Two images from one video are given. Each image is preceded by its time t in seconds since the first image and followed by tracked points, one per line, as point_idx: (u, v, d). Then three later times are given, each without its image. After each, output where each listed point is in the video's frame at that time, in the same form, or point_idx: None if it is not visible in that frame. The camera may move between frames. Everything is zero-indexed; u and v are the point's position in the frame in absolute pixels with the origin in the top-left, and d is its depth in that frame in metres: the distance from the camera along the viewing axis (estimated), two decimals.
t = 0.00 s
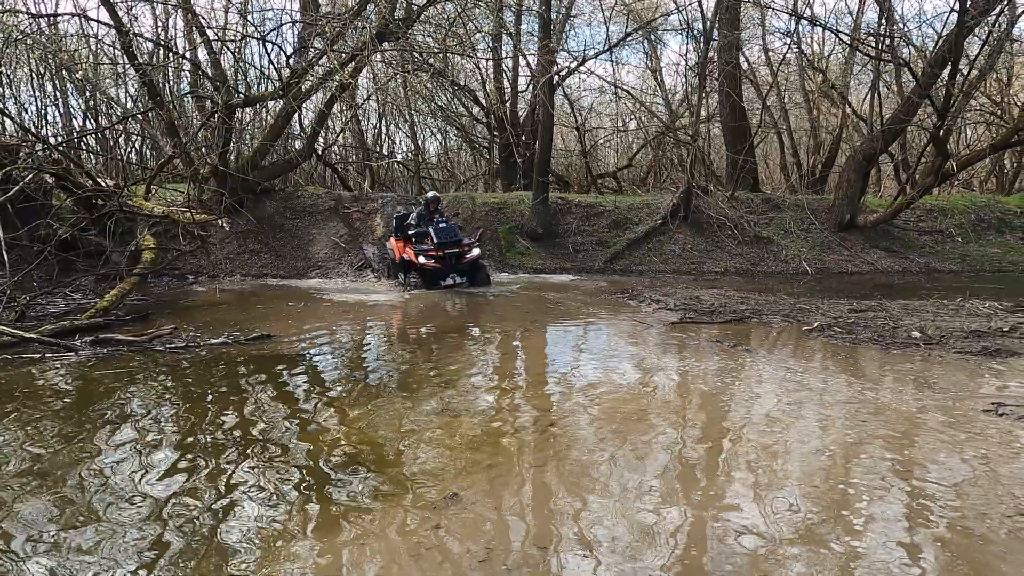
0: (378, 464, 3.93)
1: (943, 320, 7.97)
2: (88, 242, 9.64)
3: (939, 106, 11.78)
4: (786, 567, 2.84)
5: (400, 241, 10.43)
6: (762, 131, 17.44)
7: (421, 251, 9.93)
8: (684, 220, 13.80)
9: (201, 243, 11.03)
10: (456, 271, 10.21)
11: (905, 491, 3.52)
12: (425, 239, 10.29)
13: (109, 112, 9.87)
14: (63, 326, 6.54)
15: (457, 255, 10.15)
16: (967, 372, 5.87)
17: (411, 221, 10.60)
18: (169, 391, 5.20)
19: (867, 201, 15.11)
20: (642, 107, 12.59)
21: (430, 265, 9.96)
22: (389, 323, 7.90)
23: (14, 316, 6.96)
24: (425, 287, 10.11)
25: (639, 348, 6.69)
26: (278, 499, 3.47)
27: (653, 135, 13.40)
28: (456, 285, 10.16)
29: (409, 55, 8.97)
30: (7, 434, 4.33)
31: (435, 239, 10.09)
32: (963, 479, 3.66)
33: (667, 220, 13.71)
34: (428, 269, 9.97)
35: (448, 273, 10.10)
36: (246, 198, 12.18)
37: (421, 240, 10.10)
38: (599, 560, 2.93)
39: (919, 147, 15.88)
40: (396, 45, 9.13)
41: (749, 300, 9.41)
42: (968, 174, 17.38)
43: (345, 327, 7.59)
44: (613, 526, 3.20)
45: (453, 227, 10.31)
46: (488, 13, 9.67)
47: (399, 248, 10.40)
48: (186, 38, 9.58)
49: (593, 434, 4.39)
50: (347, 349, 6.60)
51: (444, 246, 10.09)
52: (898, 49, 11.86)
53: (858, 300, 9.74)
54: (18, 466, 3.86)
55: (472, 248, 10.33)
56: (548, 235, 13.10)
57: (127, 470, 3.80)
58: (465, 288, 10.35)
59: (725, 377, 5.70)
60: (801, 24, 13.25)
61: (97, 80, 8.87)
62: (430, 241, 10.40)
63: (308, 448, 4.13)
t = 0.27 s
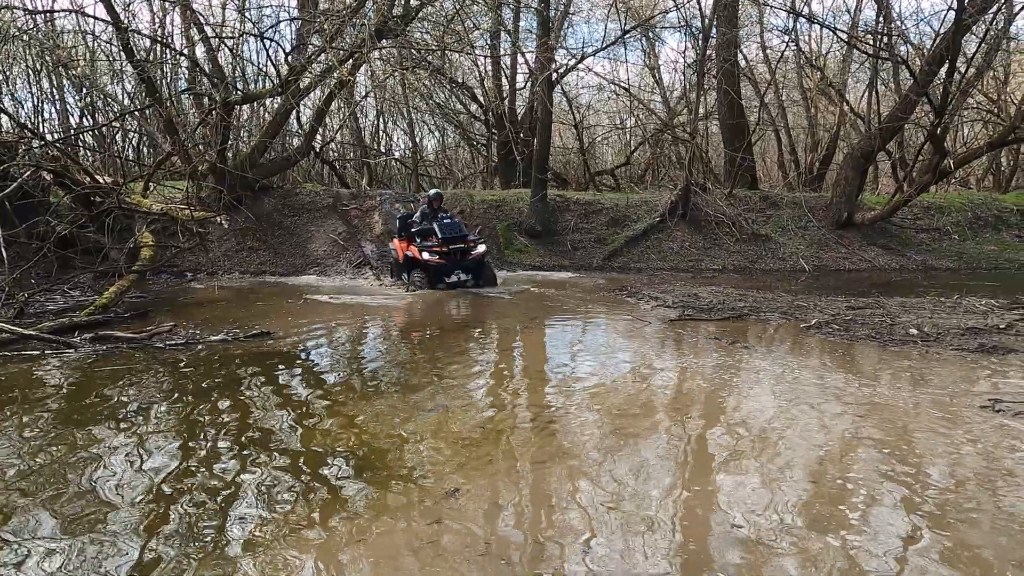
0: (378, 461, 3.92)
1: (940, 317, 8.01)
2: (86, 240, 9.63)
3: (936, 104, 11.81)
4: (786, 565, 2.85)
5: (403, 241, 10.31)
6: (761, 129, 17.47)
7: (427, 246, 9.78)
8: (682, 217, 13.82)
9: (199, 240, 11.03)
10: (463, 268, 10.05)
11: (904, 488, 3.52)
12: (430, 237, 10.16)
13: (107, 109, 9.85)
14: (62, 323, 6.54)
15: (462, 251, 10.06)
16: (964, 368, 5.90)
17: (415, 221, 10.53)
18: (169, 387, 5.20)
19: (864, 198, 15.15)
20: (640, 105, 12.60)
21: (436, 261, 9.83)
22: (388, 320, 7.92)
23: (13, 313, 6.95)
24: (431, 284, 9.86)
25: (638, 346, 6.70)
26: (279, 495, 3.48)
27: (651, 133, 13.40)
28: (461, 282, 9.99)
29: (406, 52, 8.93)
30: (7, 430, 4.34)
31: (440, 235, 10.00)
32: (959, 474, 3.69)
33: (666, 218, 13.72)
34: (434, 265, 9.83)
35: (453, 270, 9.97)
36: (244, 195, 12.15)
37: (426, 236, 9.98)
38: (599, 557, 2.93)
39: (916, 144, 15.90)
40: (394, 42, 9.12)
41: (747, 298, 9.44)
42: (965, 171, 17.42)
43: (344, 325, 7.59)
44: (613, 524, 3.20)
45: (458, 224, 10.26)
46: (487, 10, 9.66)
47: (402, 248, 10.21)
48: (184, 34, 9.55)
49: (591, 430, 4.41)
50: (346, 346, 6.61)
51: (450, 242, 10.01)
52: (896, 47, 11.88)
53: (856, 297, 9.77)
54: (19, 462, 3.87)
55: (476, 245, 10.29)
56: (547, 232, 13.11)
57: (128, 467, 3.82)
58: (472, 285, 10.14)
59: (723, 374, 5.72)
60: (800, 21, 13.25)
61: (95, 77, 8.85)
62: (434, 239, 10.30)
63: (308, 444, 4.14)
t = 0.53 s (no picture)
0: (373, 457, 3.96)
1: (930, 313, 8.09)
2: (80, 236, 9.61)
3: (929, 102, 11.89)
4: (774, 558, 2.90)
5: (405, 238, 9.92)
6: (755, 126, 17.53)
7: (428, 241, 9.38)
8: (676, 214, 13.88)
9: (194, 237, 11.01)
10: (466, 265, 9.62)
11: (893, 484, 3.57)
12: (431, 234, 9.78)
13: (101, 105, 9.82)
14: (57, 320, 6.54)
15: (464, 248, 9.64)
16: (953, 364, 5.97)
17: (416, 218, 10.14)
18: (164, 384, 5.22)
19: (857, 196, 15.24)
20: (635, 102, 12.64)
21: (437, 257, 9.40)
22: (383, 316, 7.94)
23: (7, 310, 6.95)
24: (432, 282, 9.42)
25: (631, 342, 6.75)
26: (275, 491, 3.52)
27: (646, 129, 13.44)
28: (464, 280, 9.55)
29: (401, 48, 8.86)
30: (2, 427, 4.35)
31: (441, 231, 9.62)
32: (947, 468, 3.75)
33: (660, 215, 13.78)
34: (435, 261, 9.40)
35: (455, 267, 9.53)
36: (239, 191, 12.14)
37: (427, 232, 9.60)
38: (592, 552, 2.97)
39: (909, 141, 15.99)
40: (389, 38, 9.12)
41: (739, 294, 9.50)
42: (957, 169, 17.54)
43: (339, 321, 7.62)
44: (606, 520, 3.24)
45: (460, 221, 9.88)
46: (482, 7, 9.67)
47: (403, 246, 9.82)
48: (178, 30, 9.52)
49: (585, 425, 4.45)
50: (341, 343, 6.63)
51: (451, 238, 9.61)
52: (889, 45, 11.94)
53: (848, 293, 9.85)
54: (15, 459, 3.89)
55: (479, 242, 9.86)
56: (541, 229, 13.15)
57: (124, 463, 3.84)
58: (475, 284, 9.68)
59: (715, 370, 5.78)
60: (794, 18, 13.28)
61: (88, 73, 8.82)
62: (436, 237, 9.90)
63: (303, 440, 4.18)
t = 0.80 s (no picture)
0: (364, 455, 3.99)
1: (914, 309, 8.22)
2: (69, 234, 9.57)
3: (914, 101, 12.04)
4: (759, 552, 2.96)
5: (401, 238, 9.77)
6: (745, 124, 17.67)
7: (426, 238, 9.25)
8: (665, 212, 13.97)
9: (183, 235, 10.99)
10: (464, 262, 9.46)
11: (875, 478, 3.65)
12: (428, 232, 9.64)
13: (89, 102, 9.77)
14: (45, 317, 6.53)
15: (462, 245, 9.49)
16: (935, 360, 6.08)
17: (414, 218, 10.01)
18: (154, 381, 5.24)
19: (845, 193, 15.40)
20: (625, 99, 12.72)
21: (435, 254, 9.25)
22: (374, 314, 7.97)
23: None
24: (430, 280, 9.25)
25: (620, 339, 6.82)
26: (265, 487, 3.56)
27: (636, 127, 13.53)
28: (462, 278, 9.36)
29: (390, 45, 8.85)
30: None
31: (439, 228, 9.49)
32: (928, 463, 3.84)
33: (650, 212, 13.87)
34: (432, 258, 9.24)
35: (453, 265, 9.36)
36: (228, 188, 12.10)
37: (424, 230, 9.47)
38: (582, 548, 3.02)
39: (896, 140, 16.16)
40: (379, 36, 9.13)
41: (727, 291, 9.61)
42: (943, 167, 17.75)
43: (329, 318, 7.64)
44: (595, 516, 3.29)
45: (457, 219, 9.77)
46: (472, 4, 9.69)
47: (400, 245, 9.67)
48: (167, 27, 9.49)
49: (573, 422, 4.51)
50: (332, 340, 6.66)
51: (449, 235, 9.48)
52: (876, 44, 12.07)
53: (834, 290, 9.98)
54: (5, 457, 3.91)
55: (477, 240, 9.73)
56: (532, 226, 13.21)
57: (114, 461, 3.87)
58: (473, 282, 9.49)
59: (703, 366, 5.86)
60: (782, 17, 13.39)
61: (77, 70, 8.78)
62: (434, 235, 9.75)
63: (294, 438, 4.21)
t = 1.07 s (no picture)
0: (351, 452, 4.00)
1: (895, 305, 8.35)
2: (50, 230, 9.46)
3: (896, 99, 12.19)
4: (741, 545, 3.01)
5: (393, 234, 9.35)
6: (730, 122, 17.80)
7: (417, 236, 8.83)
8: (651, 208, 14.06)
9: (167, 231, 10.90)
10: (458, 260, 9.08)
11: (856, 471, 3.72)
12: (420, 228, 9.20)
13: (70, 97, 9.65)
14: (26, 314, 6.47)
15: (456, 241, 9.06)
16: (915, 355, 6.19)
17: (405, 212, 9.52)
18: (137, 378, 5.21)
19: (828, 190, 15.58)
20: (611, 96, 12.77)
21: (428, 253, 8.86)
22: (360, 311, 7.97)
23: None
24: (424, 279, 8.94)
25: (606, 335, 6.86)
26: (251, 485, 3.56)
27: (623, 124, 13.59)
28: (457, 276, 9.02)
29: (377, 41, 8.76)
30: None
31: (431, 225, 9.02)
32: (909, 457, 3.90)
33: (636, 209, 13.95)
34: (425, 257, 8.85)
35: (447, 262, 9.00)
36: (213, 185, 12.00)
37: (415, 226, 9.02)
38: (566, 543, 3.05)
39: (879, 138, 16.36)
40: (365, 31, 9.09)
41: (712, 287, 9.71)
42: (924, 164, 18.00)
43: (315, 315, 7.63)
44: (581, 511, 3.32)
45: (450, 212, 9.25)
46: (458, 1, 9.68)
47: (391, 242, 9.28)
48: (150, 22, 9.38)
49: (560, 417, 4.55)
50: (318, 336, 6.65)
51: (442, 231, 9.01)
52: (859, 43, 12.21)
53: (817, 286, 10.10)
54: None
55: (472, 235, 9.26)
56: (519, 223, 13.24)
57: (97, 459, 3.86)
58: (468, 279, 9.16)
59: (687, 361, 5.93)
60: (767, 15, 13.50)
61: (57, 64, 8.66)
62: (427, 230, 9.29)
63: (279, 434, 4.22)
